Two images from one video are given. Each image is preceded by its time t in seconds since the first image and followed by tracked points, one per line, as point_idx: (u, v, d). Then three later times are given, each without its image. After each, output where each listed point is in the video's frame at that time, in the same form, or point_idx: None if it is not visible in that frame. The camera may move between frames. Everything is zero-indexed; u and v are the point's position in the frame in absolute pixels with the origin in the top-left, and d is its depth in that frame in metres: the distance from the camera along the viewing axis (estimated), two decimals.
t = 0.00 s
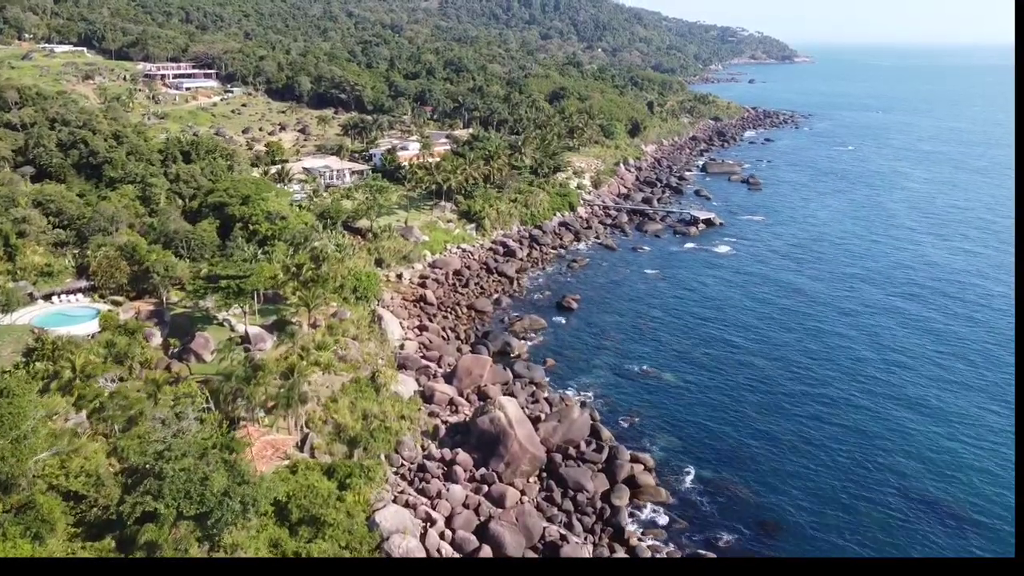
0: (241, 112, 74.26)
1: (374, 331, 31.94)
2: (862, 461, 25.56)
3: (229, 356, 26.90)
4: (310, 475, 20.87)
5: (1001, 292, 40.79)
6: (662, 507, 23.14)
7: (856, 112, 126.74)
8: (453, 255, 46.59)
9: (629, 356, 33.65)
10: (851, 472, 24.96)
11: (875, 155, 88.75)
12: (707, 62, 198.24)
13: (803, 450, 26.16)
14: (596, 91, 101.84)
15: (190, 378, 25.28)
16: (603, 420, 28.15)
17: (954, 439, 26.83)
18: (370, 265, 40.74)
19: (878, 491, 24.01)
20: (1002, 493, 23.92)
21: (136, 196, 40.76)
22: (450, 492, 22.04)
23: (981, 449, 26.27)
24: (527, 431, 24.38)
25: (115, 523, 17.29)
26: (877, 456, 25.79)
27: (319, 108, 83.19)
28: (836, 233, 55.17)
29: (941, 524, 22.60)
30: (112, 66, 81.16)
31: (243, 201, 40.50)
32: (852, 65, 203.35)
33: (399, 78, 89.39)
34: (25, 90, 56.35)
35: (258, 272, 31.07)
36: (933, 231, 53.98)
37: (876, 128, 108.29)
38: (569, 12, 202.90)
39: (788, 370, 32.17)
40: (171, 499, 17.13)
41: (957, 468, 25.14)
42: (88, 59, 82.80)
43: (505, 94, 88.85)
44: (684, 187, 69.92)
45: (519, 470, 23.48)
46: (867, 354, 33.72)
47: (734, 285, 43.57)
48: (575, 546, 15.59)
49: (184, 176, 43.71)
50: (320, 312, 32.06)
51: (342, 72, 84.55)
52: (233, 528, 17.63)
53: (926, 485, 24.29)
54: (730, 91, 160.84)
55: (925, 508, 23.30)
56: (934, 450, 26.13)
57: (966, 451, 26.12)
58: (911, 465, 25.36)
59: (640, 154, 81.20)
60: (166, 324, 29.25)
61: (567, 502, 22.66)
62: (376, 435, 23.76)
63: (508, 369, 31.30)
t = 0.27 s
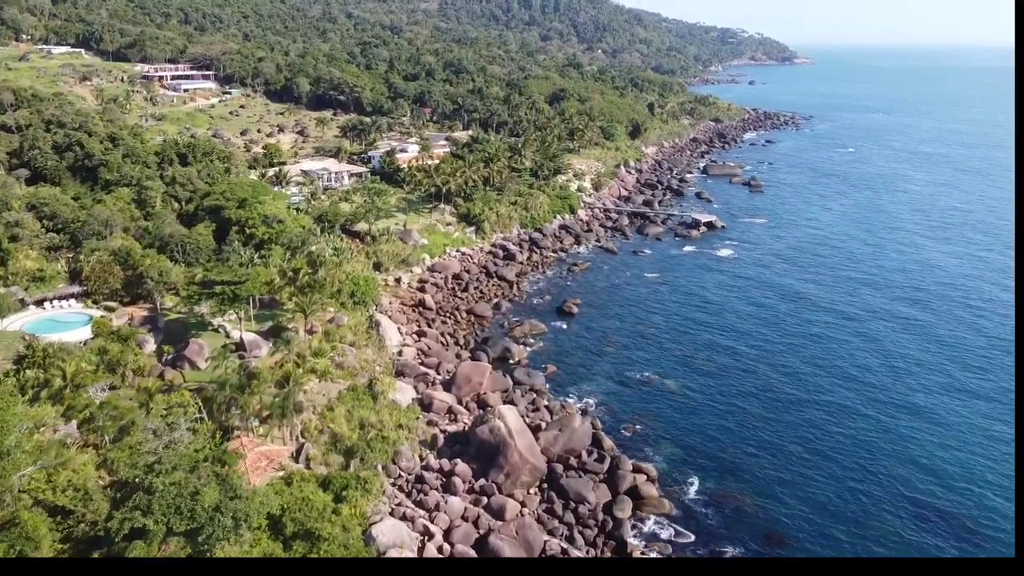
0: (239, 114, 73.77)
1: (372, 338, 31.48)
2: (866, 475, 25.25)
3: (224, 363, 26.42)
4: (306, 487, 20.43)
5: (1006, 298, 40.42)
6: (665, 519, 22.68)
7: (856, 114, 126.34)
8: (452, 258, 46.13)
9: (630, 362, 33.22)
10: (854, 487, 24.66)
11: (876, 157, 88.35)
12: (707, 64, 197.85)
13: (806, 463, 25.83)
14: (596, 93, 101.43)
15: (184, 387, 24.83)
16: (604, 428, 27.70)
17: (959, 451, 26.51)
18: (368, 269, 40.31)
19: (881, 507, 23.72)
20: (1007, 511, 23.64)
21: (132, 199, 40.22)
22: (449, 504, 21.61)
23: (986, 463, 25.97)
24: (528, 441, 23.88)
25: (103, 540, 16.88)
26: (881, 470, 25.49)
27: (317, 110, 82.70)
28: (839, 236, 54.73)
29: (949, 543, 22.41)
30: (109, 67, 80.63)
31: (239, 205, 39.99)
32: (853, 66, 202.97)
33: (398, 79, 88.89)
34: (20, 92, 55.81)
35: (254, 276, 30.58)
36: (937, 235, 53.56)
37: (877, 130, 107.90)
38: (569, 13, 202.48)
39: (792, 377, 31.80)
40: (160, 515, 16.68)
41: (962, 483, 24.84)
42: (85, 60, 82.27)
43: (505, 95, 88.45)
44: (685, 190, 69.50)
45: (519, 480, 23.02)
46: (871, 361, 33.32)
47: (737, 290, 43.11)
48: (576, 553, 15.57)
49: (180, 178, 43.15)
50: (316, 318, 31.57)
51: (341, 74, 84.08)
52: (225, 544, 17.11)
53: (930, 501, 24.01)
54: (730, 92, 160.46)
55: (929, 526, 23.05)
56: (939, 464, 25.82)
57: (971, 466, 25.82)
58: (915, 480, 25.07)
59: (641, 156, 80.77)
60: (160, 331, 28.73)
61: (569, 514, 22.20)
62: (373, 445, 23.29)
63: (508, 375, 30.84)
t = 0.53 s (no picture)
0: (237, 116, 73.29)
1: (370, 343, 31.03)
2: (870, 486, 24.81)
3: (218, 370, 25.96)
4: (301, 498, 20.01)
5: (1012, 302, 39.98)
6: (668, 531, 22.15)
7: (857, 115, 125.93)
8: (451, 262, 45.68)
9: (632, 369, 32.79)
10: (859, 497, 24.20)
11: (878, 158, 87.92)
12: (707, 65, 197.52)
13: (810, 472, 25.39)
14: (596, 94, 101.04)
15: (178, 395, 24.45)
16: (606, 437, 27.24)
17: (965, 461, 26.03)
18: (366, 273, 39.87)
19: (885, 518, 23.27)
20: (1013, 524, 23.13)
21: (127, 202, 39.72)
22: (447, 517, 21.18)
23: (993, 474, 25.49)
24: (528, 451, 23.42)
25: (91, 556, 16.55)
26: (885, 480, 25.04)
27: (316, 111, 82.23)
28: (841, 239, 54.29)
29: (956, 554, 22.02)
30: (107, 68, 80.16)
31: (236, 208, 39.51)
32: (853, 67, 202.64)
33: (397, 80, 88.42)
34: (16, 93, 55.29)
35: (250, 281, 30.15)
36: (940, 238, 53.14)
37: (879, 132, 107.50)
38: (568, 15, 202.05)
39: (796, 385, 31.41)
40: (149, 531, 16.34)
41: (968, 494, 24.34)
42: (83, 61, 81.77)
43: (505, 97, 88.01)
44: (686, 192, 69.07)
45: (520, 492, 22.56)
46: (876, 367, 32.90)
47: (739, 294, 42.69)
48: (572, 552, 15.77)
49: (176, 181, 42.65)
50: (313, 323, 31.11)
51: (340, 75, 83.63)
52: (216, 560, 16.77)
53: (934, 512, 23.55)
54: (731, 94, 159.99)
55: (933, 539, 22.58)
56: (944, 473, 25.34)
57: (977, 477, 25.33)
58: (920, 491, 24.60)
59: (641, 158, 80.34)
60: (154, 337, 28.26)
61: (570, 526, 21.73)
62: (370, 455, 22.86)
63: (508, 382, 30.37)
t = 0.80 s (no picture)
0: (235, 117, 72.77)
1: (367, 349, 30.58)
2: (873, 495, 24.40)
3: (213, 377, 25.47)
4: (297, 511, 19.51)
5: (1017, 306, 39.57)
6: (672, 543, 21.67)
7: (858, 117, 125.56)
8: (450, 265, 45.22)
9: (633, 375, 32.47)
10: (861, 506, 23.82)
11: (880, 160, 87.45)
12: (707, 66, 197.17)
13: (811, 480, 25.05)
14: (597, 96, 100.61)
15: (173, 404, 24.02)
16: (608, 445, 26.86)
17: (969, 469, 25.64)
18: (365, 277, 39.43)
19: (892, 528, 22.89)
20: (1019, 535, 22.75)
21: (123, 205, 39.13)
22: (446, 529, 20.76)
23: (997, 483, 25.06)
24: (528, 461, 23.01)
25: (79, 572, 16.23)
26: (887, 489, 24.66)
27: (315, 113, 81.74)
28: (843, 242, 53.89)
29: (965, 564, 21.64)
30: (105, 69, 79.60)
31: (233, 211, 38.99)
32: (853, 69, 202.45)
33: (397, 82, 87.94)
34: (12, 94, 54.72)
35: (245, 285, 29.70)
36: (944, 240, 52.71)
37: (880, 133, 107.11)
38: (568, 15, 201.57)
39: (799, 390, 31.08)
40: (138, 547, 15.96)
41: (970, 504, 23.93)
42: (81, 62, 81.20)
43: (504, 98, 87.61)
44: (687, 194, 68.64)
45: (520, 503, 22.12)
46: (880, 373, 32.52)
47: (741, 299, 42.26)
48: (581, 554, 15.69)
49: (173, 184, 42.12)
50: (310, 329, 30.64)
51: (339, 76, 83.17)
52: None
53: (940, 522, 23.14)
54: (731, 95, 159.55)
55: (934, 550, 22.17)
56: (947, 482, 24.94)
57: (981, 487, 24.90)
58: (921, 500, 24.23)
59: (642, 160, 79.93)
60: (148, 343, 27.73)
61: (571, 538, 21.29)
62: (367, 465, 22.40)
63: (508, 388, 30.00)
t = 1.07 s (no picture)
0: (233, 118, 72.25)
1: (365, 355, 30.11)
2: (872, 503, 24.23)
3: (208, 384, 24.97)
4: (291, 523, 19.10)
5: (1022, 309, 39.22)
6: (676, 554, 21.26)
7: (859, 118, 125.20)
8: (450, 268, 44.81)
9: (632, 381, 32.64)
10: (860, 514, 23.64)
11: (881, 162, 87.07)
12: (707, 67, 196.75)
13: (812, 488, 24.90)
14: (597, 96, 100.19)
15: (166, 413, 23.51)
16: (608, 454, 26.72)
17: (970, 478, 25.38)
18: (363, 280, 39.02)
19: (898, 540, 22.65)
20: None
21: (118, 207, 38.47)
22: (444, 540, 20.40)
23: (998, 493, 24.81)
24: (529, 471, 22.65)
25: None
26: (887, 498, 24.46)
27: (314, 114, 81.25)
28: (845, 244, 53.58)
29: None
30: (103, 70, 79.04)
31: (230, 214, 38.43)
32: (853, 69, 202.21)
33: (396, 83, 87.47)
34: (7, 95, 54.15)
35: (241, 290, 29.28)
36: (947, 242, 52.37)
37: (881, 134, 106.75)
38: (568, 16, 200.99)
39: (801, 396, 30.94)
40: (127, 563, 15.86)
41: (974, 514, 23.71)
42: (79, 63, 80.64)
43: (504, 99, 87.21)
44: (688, 196, 68.26)
45: (520, 513, 21.76)
46: (883, 379, 32.27)
47: (743, 303, 41.90)
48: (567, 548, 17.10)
49: (169, 186, 41.56)
50: (307, 334, 30.21)
51: (338, 77, 82.71)
52: None
53: (947, 534, 22.94)
54: (731, 96, 159.10)
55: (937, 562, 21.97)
56: (948, 491, 24.72)
57: (982, 496, 24.67)
58: (922, 509, 24.02)
59: (643, 161, 79.56)
60: (141, 348, 27.18)
61: (573, 550, 20.92)
62: (364, 475, 22.02)
63: (508, 395, 30.10)
